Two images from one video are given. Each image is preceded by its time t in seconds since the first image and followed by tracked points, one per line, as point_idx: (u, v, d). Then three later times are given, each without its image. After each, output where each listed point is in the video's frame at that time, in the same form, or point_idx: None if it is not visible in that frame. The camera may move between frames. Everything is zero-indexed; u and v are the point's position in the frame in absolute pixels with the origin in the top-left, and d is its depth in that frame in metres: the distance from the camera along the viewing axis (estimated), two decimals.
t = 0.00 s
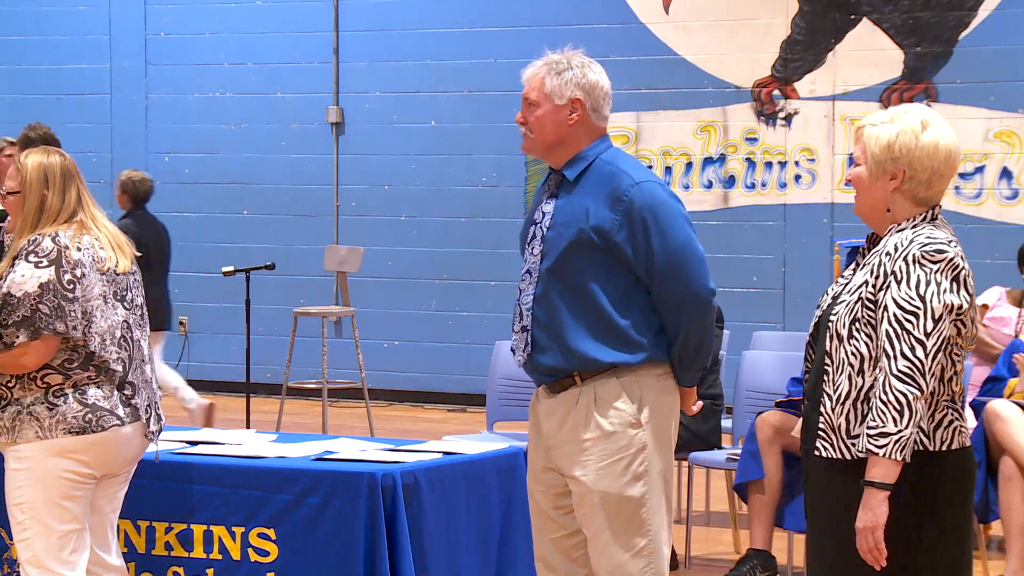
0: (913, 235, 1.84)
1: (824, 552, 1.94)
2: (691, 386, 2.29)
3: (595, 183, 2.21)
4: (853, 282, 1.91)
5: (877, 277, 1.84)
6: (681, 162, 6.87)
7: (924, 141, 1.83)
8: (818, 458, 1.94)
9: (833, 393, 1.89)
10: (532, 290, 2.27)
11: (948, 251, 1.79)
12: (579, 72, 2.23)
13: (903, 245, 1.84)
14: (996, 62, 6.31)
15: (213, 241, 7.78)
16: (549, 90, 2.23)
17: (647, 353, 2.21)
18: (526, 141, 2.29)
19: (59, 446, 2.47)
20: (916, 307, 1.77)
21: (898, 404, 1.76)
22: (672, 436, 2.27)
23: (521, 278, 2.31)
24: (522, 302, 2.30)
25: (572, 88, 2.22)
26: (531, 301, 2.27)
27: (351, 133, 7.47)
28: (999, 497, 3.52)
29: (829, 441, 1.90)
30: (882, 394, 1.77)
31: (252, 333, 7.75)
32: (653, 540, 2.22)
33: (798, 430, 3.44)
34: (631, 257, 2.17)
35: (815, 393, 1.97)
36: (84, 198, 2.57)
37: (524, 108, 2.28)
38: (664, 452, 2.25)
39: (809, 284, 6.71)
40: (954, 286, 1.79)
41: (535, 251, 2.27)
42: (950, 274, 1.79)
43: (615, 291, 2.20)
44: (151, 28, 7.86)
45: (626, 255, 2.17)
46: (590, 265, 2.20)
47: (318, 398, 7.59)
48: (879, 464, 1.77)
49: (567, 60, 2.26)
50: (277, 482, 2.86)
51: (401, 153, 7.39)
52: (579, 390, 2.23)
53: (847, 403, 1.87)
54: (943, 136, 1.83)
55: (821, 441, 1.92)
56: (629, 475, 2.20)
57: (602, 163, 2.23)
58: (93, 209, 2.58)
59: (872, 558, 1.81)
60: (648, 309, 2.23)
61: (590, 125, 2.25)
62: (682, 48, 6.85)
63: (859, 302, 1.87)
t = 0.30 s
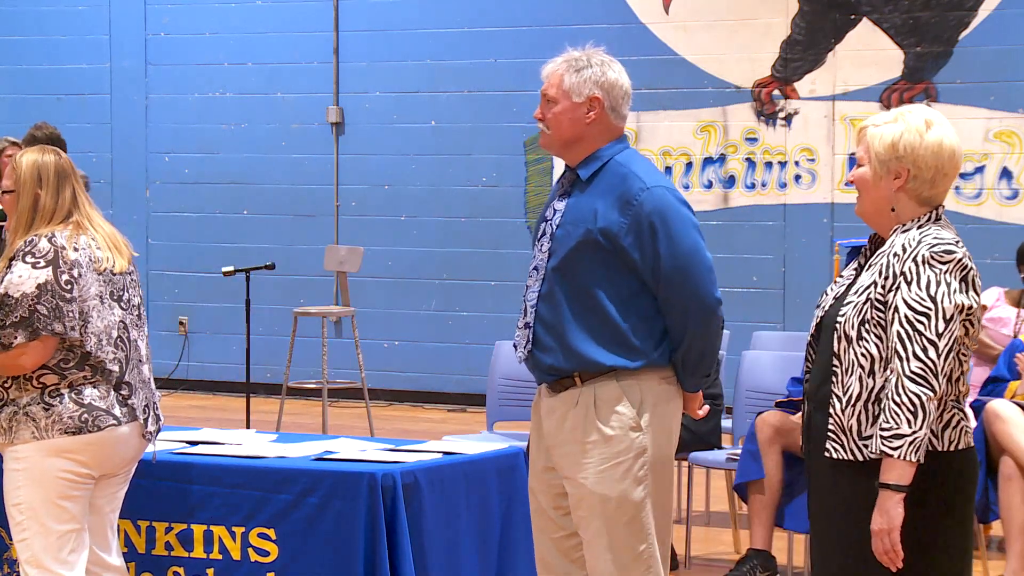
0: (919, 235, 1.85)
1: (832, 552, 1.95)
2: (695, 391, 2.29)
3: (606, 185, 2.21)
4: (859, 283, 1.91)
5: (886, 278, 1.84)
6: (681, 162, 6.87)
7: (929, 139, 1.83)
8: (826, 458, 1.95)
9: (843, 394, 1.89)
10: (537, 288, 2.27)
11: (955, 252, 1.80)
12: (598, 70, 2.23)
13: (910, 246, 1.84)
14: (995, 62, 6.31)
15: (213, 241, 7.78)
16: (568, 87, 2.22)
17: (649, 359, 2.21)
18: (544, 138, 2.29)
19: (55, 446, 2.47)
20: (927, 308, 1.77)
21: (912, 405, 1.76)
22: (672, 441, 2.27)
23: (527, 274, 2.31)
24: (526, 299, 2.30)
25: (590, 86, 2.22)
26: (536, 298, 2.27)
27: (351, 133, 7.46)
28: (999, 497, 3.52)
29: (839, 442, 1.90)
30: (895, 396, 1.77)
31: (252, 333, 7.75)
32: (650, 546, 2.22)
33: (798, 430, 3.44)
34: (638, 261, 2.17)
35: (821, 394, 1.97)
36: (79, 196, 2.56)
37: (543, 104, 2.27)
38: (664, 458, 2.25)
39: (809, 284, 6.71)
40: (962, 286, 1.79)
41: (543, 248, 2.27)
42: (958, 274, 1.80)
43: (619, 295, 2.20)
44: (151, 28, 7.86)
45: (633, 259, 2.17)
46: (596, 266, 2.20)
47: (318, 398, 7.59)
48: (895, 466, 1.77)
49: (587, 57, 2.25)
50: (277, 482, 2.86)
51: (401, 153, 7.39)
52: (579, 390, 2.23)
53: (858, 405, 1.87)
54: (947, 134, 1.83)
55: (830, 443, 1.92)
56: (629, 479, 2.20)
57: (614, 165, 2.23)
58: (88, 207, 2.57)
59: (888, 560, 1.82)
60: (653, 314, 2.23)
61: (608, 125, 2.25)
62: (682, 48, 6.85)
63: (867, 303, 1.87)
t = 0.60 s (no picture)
0: (925, 235, 1.85)
1: (831, 552, 1.95)
2: (704, 396, 2.28)
3: (619, 188, 2.21)
4: (864, 283, 1.91)
5: (892, 278, 1.84)
6: (681, 162, 6.88)
7: (937, 138, 1.85)
8: (829, 458, 1.94)
9: (847, 394, 1.89)
10: (547, 288, 2.28)
11: (962, 252, 1.81)
12: (615, 70, 2.23)
13: (916, 245, 1.84)
14: (995, 62, 6.31)
15: (213, 241, 7.78)
16: (584, 86, 2.23)
17: (656, 364, 2.21)
18: (559, 136, 2.30)
19: (51, 445, 2.47)
20: (934, 308, 1.77)
21: (918, 405, 1.76)
22: (682, 449, 2.26)
23: (538, 273, 2.31)
24: (536, 298, 2.31)
25: (606, 86, 2.22)
26: (545, 298, 2.28)
27: (351, 133, 7.47)
28: (999, 497, 3.52)
29: (842, 441, 1.90)
30: (901, 395, 1.77)
31: (252, 333, 7.75)
32: (655, 549, 2.22)
33: (799, 430, 3.44)
34: (648, 266, 2.16)
35: (823, 393, 1.97)
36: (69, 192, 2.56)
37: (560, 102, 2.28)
38: (672, 463, 2.25)
39: (809, 283, 6.71)
40: (967, 286, 1.80)
41: (554, 247, 2.28)
42: (964, 275, 1.81)
43: (628, 298, 2.20)
44: (151, 28, 7.86)
45: (643, 263, 2.17)
46: (606, 268, 2.20)
47: (318, 398, 7.59)
48: (899, 466, 1.78)
49: (605, 57, 2.25)
50: (277, 482, 2.86)
51: (400, 153, 7.39)
52: (585, 391, 2.24)
53: (862, 404, 1.86)
54: (953, 134, 1.85)
55: (833, 442, 1.92)
56: (634, 483, 2.21)
57: (628, 168, 2.22)
58: (77, 203, 2.57)
59: (891, 559, 1.82)
60: (663, 319, 2.23)
61: (623, 125, 2.25)
62: (682, 48, 6.85)
63: (872, 302, 1.87)
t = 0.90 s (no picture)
0: (928, 234, 1.85)
1: (830, 549, 1.95)
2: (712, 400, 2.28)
3: (627, 194, 2.20)
4: (866, 282, 1.91)
5: (895, 277, 1.84)
6: (681, 162, 6.87)
7: (941, 138, 1.85)
8: (830, 457, 1.94)
9: (849, 393, 1.89)
10: (553, 294, 2.28)
11: (965, 252, 1.81)
12: (624, 74, 2.22)
13: (919, 245, 1.84)
14: (995, 62, 6.31)
15: (213, 241, 7.78)
16: (593, 92, 2.22)
17: (663, 370, 2.21)
18: (567, 141, 2.30)
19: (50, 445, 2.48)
20: (938, 307, 1.77)
21: (921, 404, 1.76)
22: (689, 451, 2.26)
23: (546, 279, 2.32)
24: (543, 303, 2.31)
25: (615, 91, 2.22)
26: (552, 304, 2.29)
27: (351, 133, 7.47)
28: (999, 497, 3.52)
29: (844, 440, 1.90)
30: (905, 395, 1.77)
31: (252, 333, 7.75)
32: (658, 552, 2.23)
33: (798, 430, 3.45)
34: (654, 273, 2.16)
35: (825, 392, 1.97)
36: (51, 186, 2.53)
37: (568, 106, 2.27)
38: (677, 468, 2.25)
39: (809, 284, 6.71)
40: (971, 287, 1.81)
41: (561, 253, 2.28)
42: (967, 275, 1.81)
43: (635, 305, 2.19)
44: (151, 28, 7.86)
45: (649, 271, 2.16)
46: (612, 275, 2.20)
47: (318, 398, 7.59)
48: (902, 464, 1.78)
49: (613, 61, 2.25)
50: (277, 481, 2.86)
51: (400, 153, 7.39)
52: (592, 395, 2.25)
53: (864, 403, 1.86)
54: (957, 134, 1.85)
55: (835, 441, 1.92)
56: (638, 486, 2.21)
57: (634, 175, 2.22)
58: (61, 195, 2.54)
59: (893, 558, 1.82)
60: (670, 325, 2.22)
61: (633, 130, 2.25)
62: (682, 48, 6.85)
63: (875, 301, 1.87)
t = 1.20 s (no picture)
0: (928, 235, 1.85)
1: (830, 550, 1.95)
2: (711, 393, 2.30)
3: (603, 197, 2.21)
4: (866, 282, 1.91)
5: (895, 278, 1.84)
6: (681, 162, 6.87)
7: (939, 138, 1.85)
8: (830, 457, 1.94)
9: (848, 393, 1.89)
10: (542, 305, 2.28)
11: (965, 252, 1.81)
12: (585, 79, 2.24)
13: (919, 246, 1.84)
14: (995, 62, 6.31)
15: (213, 241, 7.78)
16: (555, 99, 2.23)
17: (660, 368, 2.22)
18: (533, 151, 2.29)
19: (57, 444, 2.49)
20: (938, 308, 1.77)
21: (922, 405, 1.76)
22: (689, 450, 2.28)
23: (532, 291, 2.32)
24: (533, 316, 2.31)
25: (578, 96, 2.23)
26: (541, 316, 2.28)
27: (351, 133, 7.47)
28: (999, 497, 3.52)
29: (843, 441, 1.90)
30: (905, 396, 1.77)
31: (252, 333, 7.75)
32: (663, 550, 2.26)
33: (798, 430, 3.45)
34: (639, 273, 2.17)
35: (824, 393, 1.97)
36: (55, 186, 2.54)
37: (531, 116, 2.28)
38: (679, 466, 2.26)
39: (809, 284, 6.70)
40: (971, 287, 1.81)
41: (544, 264, 2.28)
42: (967, 275, 1.81)
43: (624, 308, 2.20)
44: (151, 28, 7.86)
45: (633, 271, 2.17)
46: (599, 281, 2.20)
47: (318, 398, 7.59)
48: (903, 465, 1.78)
49: (572, 66, 2.26)
50: (277, 481, 2.86)
51: (400, 153, 7.39)
52: (592, 399, 2.25)
53: (864, 404, 1.86)
54: (955, 133, 1.85)
55: (834, 441, 1.92)
56: (642, 487, 2.23)
57: (606, 177, 2.23)
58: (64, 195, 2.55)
59: (894, 559, 1.83)
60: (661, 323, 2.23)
61: (599, 133, 2.26)
62: (682, 48, 6.85)
63: (875, 302, 1.87)
